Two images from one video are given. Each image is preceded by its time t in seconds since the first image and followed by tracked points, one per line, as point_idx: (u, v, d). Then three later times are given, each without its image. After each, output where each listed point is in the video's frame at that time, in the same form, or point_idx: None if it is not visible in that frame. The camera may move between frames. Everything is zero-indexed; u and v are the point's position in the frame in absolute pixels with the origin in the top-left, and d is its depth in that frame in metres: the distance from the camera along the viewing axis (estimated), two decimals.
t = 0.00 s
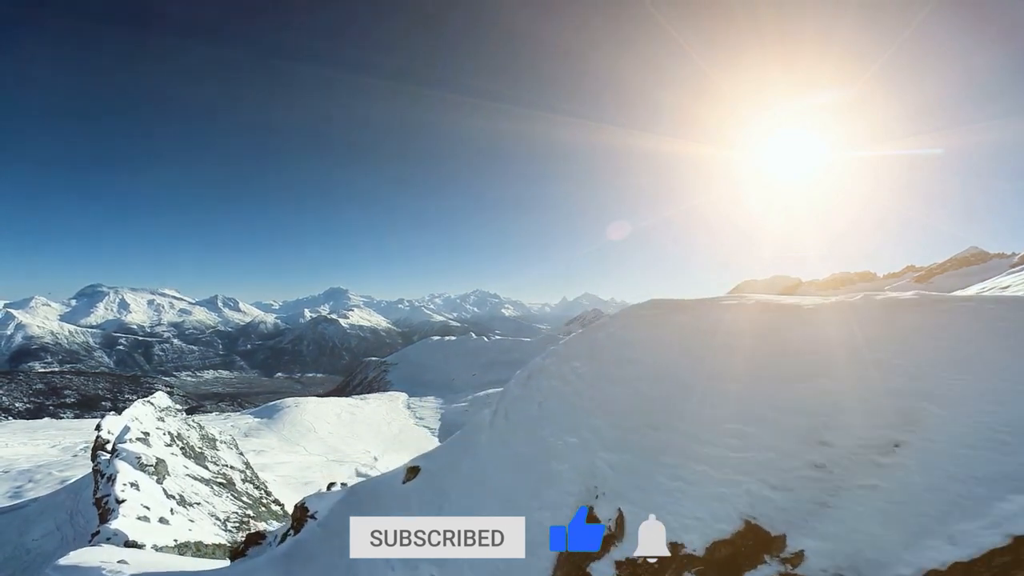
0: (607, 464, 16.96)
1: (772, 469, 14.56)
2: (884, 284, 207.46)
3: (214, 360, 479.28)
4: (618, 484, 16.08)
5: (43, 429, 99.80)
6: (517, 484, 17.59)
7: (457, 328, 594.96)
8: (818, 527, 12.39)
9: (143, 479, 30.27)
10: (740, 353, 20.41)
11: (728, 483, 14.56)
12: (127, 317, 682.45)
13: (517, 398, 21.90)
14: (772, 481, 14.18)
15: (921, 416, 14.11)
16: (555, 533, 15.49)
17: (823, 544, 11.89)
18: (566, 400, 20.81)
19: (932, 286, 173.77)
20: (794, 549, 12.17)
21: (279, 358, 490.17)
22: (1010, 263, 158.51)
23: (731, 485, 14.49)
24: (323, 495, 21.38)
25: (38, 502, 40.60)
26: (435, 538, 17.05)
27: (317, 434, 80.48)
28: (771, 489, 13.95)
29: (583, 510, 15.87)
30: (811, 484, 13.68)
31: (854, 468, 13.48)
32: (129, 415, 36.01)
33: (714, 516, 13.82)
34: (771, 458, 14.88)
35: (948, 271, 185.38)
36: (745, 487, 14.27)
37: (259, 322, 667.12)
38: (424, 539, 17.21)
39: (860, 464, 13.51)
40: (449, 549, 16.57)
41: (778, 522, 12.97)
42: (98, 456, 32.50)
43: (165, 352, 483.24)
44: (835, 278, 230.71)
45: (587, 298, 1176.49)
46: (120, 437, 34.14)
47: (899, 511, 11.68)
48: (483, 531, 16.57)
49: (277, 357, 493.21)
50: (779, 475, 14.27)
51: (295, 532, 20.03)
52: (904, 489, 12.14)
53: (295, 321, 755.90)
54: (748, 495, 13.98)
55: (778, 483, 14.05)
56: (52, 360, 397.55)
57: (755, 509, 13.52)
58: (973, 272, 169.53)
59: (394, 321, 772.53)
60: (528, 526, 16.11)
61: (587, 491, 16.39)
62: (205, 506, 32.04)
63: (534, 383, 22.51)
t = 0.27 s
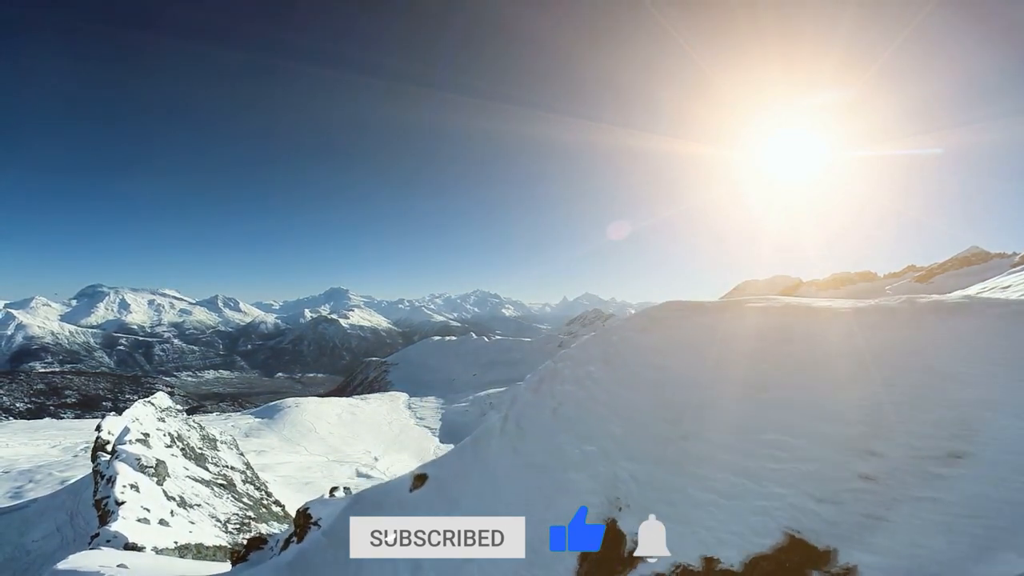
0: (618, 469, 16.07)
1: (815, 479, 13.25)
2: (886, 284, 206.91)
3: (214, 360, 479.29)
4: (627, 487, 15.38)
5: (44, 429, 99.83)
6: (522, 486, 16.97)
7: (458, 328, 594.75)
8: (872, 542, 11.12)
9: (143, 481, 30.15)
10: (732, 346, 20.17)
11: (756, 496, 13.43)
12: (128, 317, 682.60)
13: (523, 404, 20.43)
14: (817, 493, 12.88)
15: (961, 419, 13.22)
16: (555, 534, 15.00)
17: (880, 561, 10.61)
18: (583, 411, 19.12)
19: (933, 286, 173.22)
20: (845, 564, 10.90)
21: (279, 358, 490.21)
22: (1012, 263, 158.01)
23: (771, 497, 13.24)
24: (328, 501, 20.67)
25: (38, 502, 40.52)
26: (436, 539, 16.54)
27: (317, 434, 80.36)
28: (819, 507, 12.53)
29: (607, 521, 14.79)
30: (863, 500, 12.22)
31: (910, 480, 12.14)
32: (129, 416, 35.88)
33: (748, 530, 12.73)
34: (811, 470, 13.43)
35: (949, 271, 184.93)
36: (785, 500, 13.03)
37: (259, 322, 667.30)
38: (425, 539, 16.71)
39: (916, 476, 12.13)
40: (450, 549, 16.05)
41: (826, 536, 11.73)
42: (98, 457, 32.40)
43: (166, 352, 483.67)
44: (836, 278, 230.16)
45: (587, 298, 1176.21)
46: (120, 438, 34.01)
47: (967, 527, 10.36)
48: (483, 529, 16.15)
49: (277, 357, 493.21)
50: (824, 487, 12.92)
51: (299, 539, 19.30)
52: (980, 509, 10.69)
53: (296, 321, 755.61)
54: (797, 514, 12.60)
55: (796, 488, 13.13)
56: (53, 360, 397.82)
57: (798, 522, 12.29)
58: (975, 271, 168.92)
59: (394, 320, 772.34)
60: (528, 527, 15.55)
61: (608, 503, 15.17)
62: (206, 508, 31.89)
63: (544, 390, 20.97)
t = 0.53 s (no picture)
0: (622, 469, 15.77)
1: (859, 490, 12.22)
2: (886, 284, 206.65)
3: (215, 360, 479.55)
4: (631, 488, 15.02)
5: (45, 429, 100.10)
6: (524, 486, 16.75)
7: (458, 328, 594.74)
8: (929, 556, 10.04)
9: (143, 482, 30.04)
10: (730, 344, 20.17)
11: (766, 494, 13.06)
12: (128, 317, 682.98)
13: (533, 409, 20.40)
14: (863, 504, 11.84)
15: (986, 412, 12.73)
16: (555, 529, 14.90)
17: None
18: (596, 414, 18.75)
19: (933, 286, 173.06)
20: None
21: (280, 359, 490.54)
22: (1012, 263, 157.81)
23: (812, 509, 12.30)
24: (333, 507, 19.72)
25: (39, 502, 40.54)
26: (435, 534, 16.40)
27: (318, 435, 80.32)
28: (865, 515, 11.56)
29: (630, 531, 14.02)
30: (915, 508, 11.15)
31: (969, 489, 10.98)
32: (128, 417, 35.77)
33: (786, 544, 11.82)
34: (856, 480, 12.47)
35: (949, 271, 184.63)
36: (828, 513, 12.03)
37: (260, 322, 667.87)
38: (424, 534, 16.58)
39: (976, 485, 10.97)
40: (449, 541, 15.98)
41: (876, 549, 10.69)
42: (98, 459, 32.29)
43: (166, 352, 484.09)
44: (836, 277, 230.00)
45: (587, 298, 1176.10)
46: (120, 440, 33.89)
47: None
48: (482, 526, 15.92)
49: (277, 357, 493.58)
50: (871, 498, 11.88)
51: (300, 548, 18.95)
52: None
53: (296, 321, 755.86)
54: (832, 520, 11.83)
55: (804, 489, 12.84)
56: (53, 361, 398.31)
57: (842, 534, 11.37)
58: (975, 272, 168.68)
59: (394, 321, 772.64)
60: (539, 533, 15.10)
61: (631, 513, 14.40)
62: (206, 509, 31.80)
63: (556, 395, 20.92)
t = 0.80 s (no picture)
0: (626, 472, 15.65)
1: (914, 502, 10.92)
2: (887, 284, 206.38)
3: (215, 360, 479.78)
4: (635, 490, 14.83)
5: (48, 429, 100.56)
6: (527, 489, 16.66)
7: (458, 328, 594.86)
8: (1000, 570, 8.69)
9: (143, 484, 29.94)
10: (730, 347, 20.94)
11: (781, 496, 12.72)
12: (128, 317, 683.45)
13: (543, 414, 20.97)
14: (919, 516, 10.51)
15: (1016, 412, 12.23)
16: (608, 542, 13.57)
17: None
18: (607, 419, 19.21)
19: (934, 286, 172.79)
20: None
21: (280, 359, 490.83)
22: (1013, 263, 157.48)
23: (861, 523, 11.06)
24: (338, 515, 19.79)
25: (39, 502, 40.53)
26: None
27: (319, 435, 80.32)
28: (917, 525, 10.32)
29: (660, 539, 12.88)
30: (978, 518, 9.88)
31: None
32: (128, 418, 35.63)
33: (843, 560, 10.36)
34: (911, 492, 11.20)
35: (950, 271, 184.22)
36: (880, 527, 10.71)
37: (260, 322, 668.34)
38: None
39: None
40: None
41: (932, 560, 9.38)
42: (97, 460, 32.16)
43: (167, 353, 484.54)
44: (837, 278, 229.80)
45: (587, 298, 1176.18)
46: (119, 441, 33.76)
47: None
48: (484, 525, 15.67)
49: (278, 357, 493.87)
50: (929, 511, 10.53)
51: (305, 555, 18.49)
52: None
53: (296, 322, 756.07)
54: (878, 530, 10.66)
55: (814, 490, 12.63)
56: (54, 361, 398.96)
57: (898, 546, 10.00)
58: (976, 271, 168.31)
59: (394, 321, 772.69)
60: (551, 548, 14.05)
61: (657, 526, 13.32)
62: (206, 511, 31.74)
63: (569, 400, 21.61)
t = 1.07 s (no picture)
0: (635, 477, 15.59)
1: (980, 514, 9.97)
2: (887, 284, 206.26)
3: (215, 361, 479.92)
4: (645, 494, 14.78)
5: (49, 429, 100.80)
6: (536, 495, 16.63)
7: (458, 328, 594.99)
8: None
9: (143, 486, 29.80)
10: (744, 345, 19.97)
11: (817, 501, 12.23)
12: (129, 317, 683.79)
13: (556, 420, 20.23)
14: (988, 529, 9.58)
15: None
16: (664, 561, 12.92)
17: None
18: (628, 425, 18.18)
19: (933, 285, 172.72)
20: None
21: (280, 359, 491.16)
22: (1013, 262, 157.26)
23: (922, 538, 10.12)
24: (342, 523, 19.13)
25: (39, 503, 40.41)
26: None
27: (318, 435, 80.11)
28: (986, 538, 9.40)
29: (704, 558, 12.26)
30: None
31: None
32: (127, 419, 35.46)
33: None
34: (980, 504, 10.16)
35: (951, 271, 183.86)
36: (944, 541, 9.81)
37: (260, 322, 668.83)
38: None
39: None
40: None
41: None
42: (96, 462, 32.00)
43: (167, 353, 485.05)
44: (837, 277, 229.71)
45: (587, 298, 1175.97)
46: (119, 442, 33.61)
47: None
48: (496, 534, 15.65)
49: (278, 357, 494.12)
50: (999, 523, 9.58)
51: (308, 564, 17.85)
52: None
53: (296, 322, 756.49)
54: (942, 544, 9.77)
55: (866, 503, 11.61)
56: (55, 361, 399.58)
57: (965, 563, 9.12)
58: (976, 271, 168.11)
59: (394, 321, 772.82)
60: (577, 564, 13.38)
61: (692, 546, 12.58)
62: (207, 513, 31.65)
63: (586, 405, 20.35)
